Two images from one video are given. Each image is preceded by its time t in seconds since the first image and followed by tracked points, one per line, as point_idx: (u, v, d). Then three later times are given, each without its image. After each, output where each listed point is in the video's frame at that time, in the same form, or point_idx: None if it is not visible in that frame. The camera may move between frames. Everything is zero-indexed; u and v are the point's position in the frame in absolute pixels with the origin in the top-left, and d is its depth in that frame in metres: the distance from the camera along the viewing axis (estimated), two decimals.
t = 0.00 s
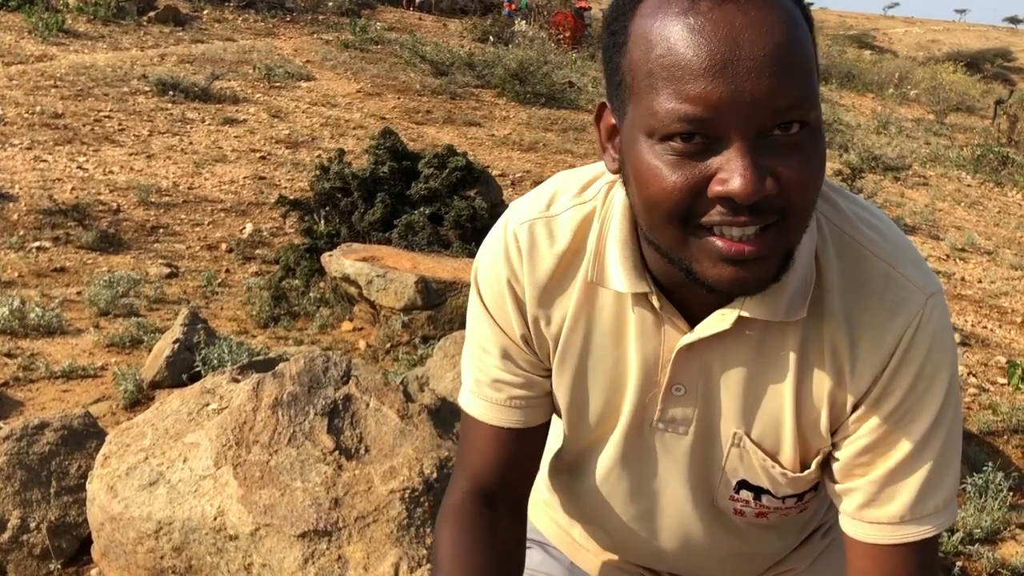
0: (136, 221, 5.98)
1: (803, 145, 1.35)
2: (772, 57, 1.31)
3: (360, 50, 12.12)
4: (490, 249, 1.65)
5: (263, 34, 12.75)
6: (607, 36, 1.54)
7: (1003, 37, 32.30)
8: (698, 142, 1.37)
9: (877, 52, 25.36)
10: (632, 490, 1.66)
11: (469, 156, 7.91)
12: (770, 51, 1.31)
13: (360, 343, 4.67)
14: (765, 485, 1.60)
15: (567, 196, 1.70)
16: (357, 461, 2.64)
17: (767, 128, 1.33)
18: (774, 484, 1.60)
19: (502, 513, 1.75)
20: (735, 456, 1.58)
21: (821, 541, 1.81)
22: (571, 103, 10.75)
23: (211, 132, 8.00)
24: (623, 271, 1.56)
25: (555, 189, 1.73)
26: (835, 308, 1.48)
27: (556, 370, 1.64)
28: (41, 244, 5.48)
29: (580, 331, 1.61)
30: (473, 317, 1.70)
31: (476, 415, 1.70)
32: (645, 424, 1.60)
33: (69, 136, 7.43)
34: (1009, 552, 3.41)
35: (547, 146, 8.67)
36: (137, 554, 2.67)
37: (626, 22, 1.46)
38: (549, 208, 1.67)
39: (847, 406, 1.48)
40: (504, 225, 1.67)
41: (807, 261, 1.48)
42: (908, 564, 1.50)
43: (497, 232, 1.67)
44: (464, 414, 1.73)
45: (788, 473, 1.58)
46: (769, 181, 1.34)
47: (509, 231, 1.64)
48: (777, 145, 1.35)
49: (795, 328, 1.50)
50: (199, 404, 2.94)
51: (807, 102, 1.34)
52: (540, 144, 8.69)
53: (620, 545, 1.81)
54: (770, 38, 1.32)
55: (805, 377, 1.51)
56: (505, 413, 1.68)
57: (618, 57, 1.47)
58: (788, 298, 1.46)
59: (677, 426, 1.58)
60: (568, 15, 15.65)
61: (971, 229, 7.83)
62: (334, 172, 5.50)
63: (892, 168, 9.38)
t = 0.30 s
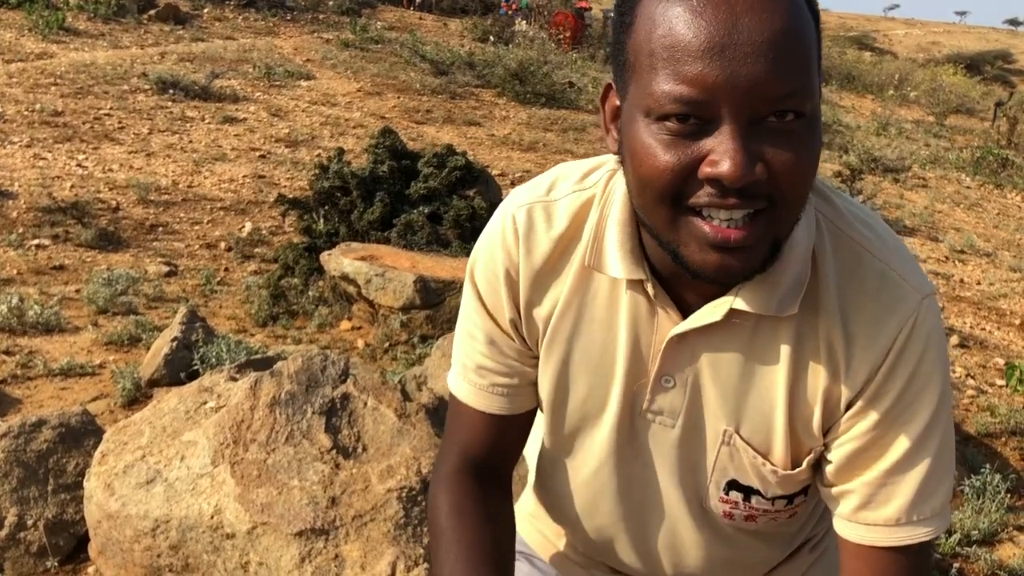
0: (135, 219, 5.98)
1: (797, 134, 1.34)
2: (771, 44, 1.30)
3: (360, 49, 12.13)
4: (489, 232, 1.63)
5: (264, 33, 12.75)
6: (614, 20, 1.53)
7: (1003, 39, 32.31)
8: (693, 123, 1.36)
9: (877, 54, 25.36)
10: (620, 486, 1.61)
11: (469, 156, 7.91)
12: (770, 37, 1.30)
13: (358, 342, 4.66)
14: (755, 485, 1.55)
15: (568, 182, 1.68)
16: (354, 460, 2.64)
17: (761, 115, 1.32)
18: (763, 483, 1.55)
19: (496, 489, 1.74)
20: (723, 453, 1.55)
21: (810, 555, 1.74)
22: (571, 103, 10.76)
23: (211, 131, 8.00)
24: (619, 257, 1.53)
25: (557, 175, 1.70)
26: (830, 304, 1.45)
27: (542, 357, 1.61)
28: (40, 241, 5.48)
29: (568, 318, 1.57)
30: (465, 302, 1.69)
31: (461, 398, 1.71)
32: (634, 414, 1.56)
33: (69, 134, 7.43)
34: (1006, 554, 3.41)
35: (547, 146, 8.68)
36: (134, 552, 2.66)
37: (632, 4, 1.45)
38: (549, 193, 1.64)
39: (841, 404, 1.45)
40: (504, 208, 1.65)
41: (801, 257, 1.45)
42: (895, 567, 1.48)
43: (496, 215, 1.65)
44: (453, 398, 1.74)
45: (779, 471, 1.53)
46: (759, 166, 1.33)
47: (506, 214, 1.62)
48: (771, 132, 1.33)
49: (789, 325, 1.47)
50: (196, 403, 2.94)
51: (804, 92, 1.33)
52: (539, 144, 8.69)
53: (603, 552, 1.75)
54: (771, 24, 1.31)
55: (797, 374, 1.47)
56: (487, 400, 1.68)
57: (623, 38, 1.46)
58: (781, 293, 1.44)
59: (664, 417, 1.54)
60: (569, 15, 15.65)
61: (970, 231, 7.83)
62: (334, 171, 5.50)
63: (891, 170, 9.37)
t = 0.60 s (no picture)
0: (134, 219, 5.98)
1: (788, 137, 1.32)
2: (764, 45, 1.28)
3: (361, 50, 12.14)
4: (481, 228, 1.62)
5: (264, 34, 12.76)
6: (605, 16, 1.49)
7: (1003, 43, 32.35)
8: (684, 124, 1.33)
9: (877, 58, 25.36)
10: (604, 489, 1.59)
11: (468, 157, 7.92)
12: (764, 38, 1.28)
13: (357, 343, 4.67)
14: (736, 488, 1.53)
15: (559, 180, 1.66)
16: (352, 461, 2.64)
17: (754, 116, 1.30)
18: (745, 487, 1.53)
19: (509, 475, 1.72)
20: (706, 456, 1.52)
21: (796, 565, 1.75)
22: (571, 105, 10.76)
23: (211, 131, 8.00)
24: (606, 255, 1.52)
25: (548, 174, 1.69)
26: (815, 308, 1.43)
27: (530, 353, 1.59)
28: (39, 241, 5.48)
29: (555, 316, 1.55)
30: (458, 299, 1.68)
31: (454, 396, 1.69)
32: (619, 414, 1.55)
33: (69, 134, 7.43)
34: (1003, 558, 3.42)
35: (547, 149, 8.68)
36: (131, 552, 2.66)
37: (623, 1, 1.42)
38: (539, 191, 1.63)
39: (825, 408, 1.44)
40: (495, 205, 1.63)
41: (784, 259, 1.43)
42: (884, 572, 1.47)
43: (486, 213, 1.64)
44: (445, 395, 1.73)
45: (762, 475, 1.51)
46: (752, 168, 1.30)
47: (497, 210, 1.61)
48: (763, 133, 1.31)
49: (772, 327, 1.45)
50: (194, 403, 2.94)
51: (796, 95, 1.31)
52: (539, 147, 8.70)
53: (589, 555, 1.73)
54: (764, 25, 1.28)
55: (782, 378, 1.45)
56: (482, 398, 1.67)
57: (615, 35, 1.43)
58: (765, 295, 1.42)
59: (647, 417, 1.52)
60: (569, 17, 15.65)
61: (970, 236, 7.84)
62: (333, 173, 5.51)
63: (891, 173, 9.38)
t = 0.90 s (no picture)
0: (135, 223, 5.98)
1: (759, 155, 1.31)
2: (738, 64, 1.27)
3: (361, 54, 12.16)
4: (477, 231, 1.63)
5: (265, 38, 12.77)
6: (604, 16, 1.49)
7: (1003, 48, 32.39)
8: (655, 135, 1.33)
9: (877, 62, 25.40)
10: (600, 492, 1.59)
11: (469, 162, 7.93)
12: (739, 56, 1.27)
13: (357, 347, 4.67)
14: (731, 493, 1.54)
15: (556, 186, 1.66)
16: (352, 466, 2.65)
17: (723, 133, 1.30)
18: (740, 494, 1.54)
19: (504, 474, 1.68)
20: (701, 462, 1.53)
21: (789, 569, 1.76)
22: (571, 109, 10.77)
23: (212, 135, 8.01)
24: (600, 262, 1.51)
25: (545, 179, 1.70)
26: (811, 315, 1.43)
27: (527, 357, 1.58)
28: (39, 245, 5.48)
29: (552, 321, 1.55)
30: (454, 302, 1.67)
31: (452, 402, 1.65)
32: (616, 419, 1.54)
33: (69, 137, 7.44)
34: (1003, 563, 3.42)
35: (547, 153, 8.70)
36: (132, 556, 2.65)
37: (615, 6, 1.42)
38: (537, 196, 1.64)
39: (821, 415, 1.44)
40: (491, 210, 1.64)
41: (783, 265, 1.43)
42: None
43: (484, 217, 1.64)
44: (438, 404, 1.69)
45: (754, 481, 1.52)
46: (716, 185, 1.31)
47: (494, 214, 1.62)
48: (733, 150, 1.30)
49: (768, 335, 1.44)
50: (194, 407, 2.94)
51: (770, 114, 1.30)
52: (539, 151, 8.71)
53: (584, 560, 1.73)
54: (740, 43, 1.27)
55: (778, 385, 1.46)
56: (483, 403, 1.63)
57: (606, 40, 1.43)
58: (759, 302, 1.41)
59: (643, 424, 1.52)
60: (569, 22, 15.63)
61: (970, 240, 7.84)
62: (334, 177, 5.51)
63: (891, 178, 9.39)
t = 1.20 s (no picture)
0: (136, 230, 5.99)
1: (771, 139, 1.31)
2: (749, 46, 1.28)
3: (361, 59, 12.17)
4: (477, 239, 1.63)
5: (265, 43, 12.79)
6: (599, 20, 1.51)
7: (1003, 49, 32.40)
8: (668, 127, 1.34)
9: (877, 64, 25.41)
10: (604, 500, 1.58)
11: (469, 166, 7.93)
12: (747, 38, 1.28)
13: (359, 352, 4.67)
14: (738, 498, 1.54)
15: (555, 192, 1.67)
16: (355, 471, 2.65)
17: (734, 118, 1.30)
18: (746, 497, 1.53)
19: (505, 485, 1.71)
20: (707, 466, 1.52)
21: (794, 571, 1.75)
22: (570, 113, 10.78)
23: (212, 141, 8.01)
24: (605, 269, 1.51)
25: (544, 185, 1.70)
26: (816, 317, 1.43)
27: (530, 364, 1.59)
28: (41, 252, 5.48)
29: (555, 328, 1.56)
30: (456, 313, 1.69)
31: (461, 412, 1.68)
32: (622, 425, 1.54)
33: (70, 144, 7.45)
34: (1008, 564, 3.41)
35: (547, 157, 8.70)
36: (135, 563, 2.65)
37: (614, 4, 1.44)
38: (536, 201, 1.64)
39: (828, 418, 1.44)
40: (491, 217, 1.64)
41: (784, 270, 1.43)
42: None
43: (483, 225, 1.64)
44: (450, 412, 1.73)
45: (761, 484, 1.51)
46: (730, 172, 1.30)
47: (494, 221, 1.62)
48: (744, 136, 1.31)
49: (773, 340, 1.45)
50: (197, 414, 2.95)
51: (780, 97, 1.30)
52: (539, 155, 8.71)
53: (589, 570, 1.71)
54: (748, 25, 1.28)
55: (783, 388, 1.46)
56: (487, 411, 1.64)
57: (604, 43, 1.45)
58: (764, 307, 1.42)
59: (650, 430, 1.52)
60: (569, 26, 15.68)
61: (971, 241, 7.84)
62: (335, 182, 5.52)
63: (892, 179, 9.39)
